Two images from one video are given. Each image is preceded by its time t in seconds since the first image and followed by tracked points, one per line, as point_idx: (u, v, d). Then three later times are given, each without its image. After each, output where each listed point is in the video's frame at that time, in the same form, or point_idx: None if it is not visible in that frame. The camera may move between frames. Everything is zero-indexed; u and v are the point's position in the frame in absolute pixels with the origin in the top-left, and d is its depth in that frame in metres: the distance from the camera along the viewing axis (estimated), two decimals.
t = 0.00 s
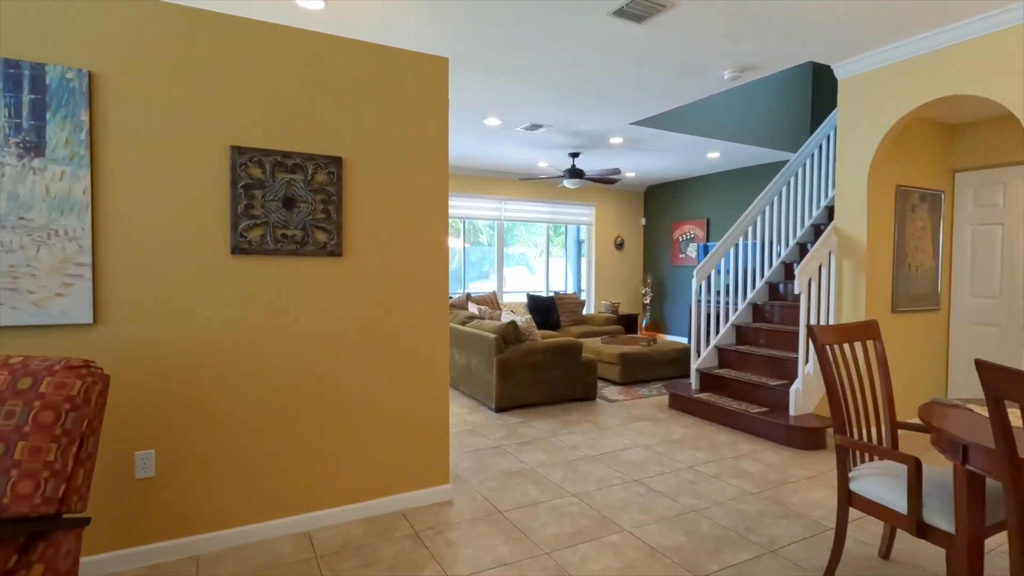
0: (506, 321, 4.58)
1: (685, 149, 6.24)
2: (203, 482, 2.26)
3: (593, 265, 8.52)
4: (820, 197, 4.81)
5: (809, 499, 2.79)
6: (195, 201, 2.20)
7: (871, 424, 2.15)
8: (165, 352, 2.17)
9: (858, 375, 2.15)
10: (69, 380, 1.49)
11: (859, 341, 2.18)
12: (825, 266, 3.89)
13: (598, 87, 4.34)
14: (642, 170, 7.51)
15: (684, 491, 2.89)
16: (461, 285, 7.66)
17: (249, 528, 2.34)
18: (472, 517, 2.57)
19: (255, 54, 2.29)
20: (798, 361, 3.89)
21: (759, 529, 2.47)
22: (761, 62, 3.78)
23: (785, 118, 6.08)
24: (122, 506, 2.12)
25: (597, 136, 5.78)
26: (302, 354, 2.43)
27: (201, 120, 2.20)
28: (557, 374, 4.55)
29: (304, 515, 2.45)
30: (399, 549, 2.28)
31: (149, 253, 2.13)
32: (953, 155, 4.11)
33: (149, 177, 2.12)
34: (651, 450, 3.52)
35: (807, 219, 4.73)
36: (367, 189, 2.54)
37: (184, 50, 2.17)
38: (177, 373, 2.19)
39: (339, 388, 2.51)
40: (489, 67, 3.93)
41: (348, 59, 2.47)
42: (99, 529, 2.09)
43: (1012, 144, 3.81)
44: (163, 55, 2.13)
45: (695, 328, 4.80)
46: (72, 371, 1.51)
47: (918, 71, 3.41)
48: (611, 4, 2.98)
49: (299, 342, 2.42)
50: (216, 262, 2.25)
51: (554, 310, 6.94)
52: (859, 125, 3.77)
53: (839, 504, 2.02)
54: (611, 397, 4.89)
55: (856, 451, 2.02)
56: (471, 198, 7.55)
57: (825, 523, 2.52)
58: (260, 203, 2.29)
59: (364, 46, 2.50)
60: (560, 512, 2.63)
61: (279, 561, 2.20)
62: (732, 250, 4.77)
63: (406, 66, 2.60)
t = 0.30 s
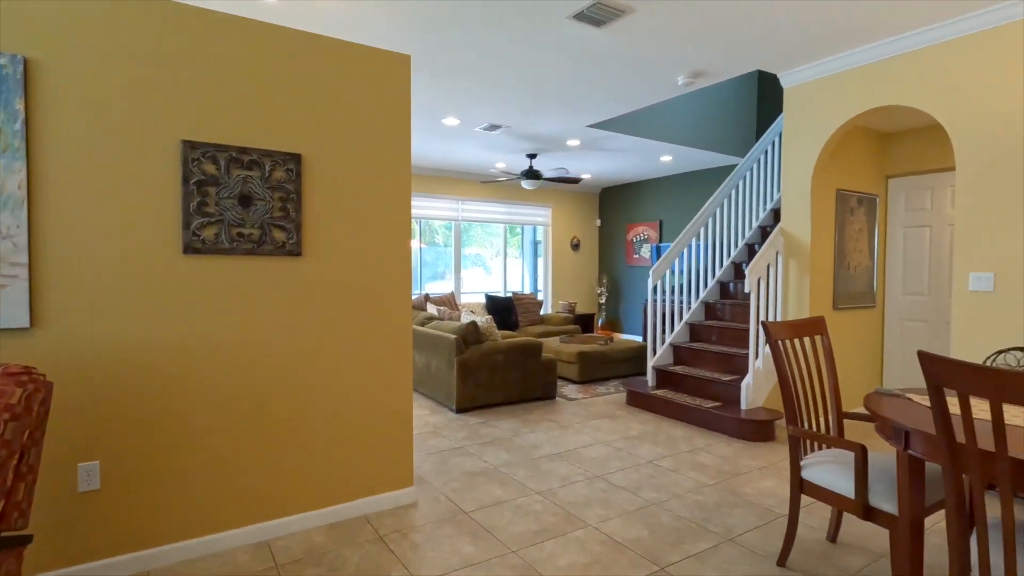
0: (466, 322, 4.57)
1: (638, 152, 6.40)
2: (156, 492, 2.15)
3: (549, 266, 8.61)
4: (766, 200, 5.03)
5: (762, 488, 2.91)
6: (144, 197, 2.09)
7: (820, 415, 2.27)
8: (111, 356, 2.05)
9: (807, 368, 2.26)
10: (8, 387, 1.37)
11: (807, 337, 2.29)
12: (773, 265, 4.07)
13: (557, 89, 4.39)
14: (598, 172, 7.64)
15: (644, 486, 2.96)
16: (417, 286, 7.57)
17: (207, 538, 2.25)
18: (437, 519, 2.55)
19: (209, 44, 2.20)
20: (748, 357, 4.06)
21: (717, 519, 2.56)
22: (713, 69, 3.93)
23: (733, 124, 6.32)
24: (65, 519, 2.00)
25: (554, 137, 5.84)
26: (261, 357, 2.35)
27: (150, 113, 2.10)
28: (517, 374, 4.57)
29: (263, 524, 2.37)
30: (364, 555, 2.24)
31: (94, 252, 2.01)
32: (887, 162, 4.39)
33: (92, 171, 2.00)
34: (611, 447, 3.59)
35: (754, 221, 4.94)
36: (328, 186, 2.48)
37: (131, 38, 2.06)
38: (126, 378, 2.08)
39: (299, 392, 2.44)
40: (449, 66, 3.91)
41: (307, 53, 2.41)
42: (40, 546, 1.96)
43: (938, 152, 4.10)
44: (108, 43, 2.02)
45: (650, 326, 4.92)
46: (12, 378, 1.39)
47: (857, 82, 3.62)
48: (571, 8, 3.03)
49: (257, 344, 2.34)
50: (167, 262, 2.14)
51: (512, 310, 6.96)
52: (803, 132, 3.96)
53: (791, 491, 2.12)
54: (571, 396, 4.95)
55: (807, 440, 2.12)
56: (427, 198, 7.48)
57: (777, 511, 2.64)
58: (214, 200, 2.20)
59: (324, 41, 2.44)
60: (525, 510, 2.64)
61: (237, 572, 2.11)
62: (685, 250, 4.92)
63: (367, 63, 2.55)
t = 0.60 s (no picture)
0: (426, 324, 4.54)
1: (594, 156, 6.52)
2: (104, 507, 2.04)
3: (506, 267, 8.65)
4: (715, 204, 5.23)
5: (716, 482, 3.03)
6: (88, 197, 1.99)
7: (770, 410, 2.39)
8: (54, 365, 1.94)
9: (759, 366, 2.38)
10: None
11: (759, 336, 2.41)
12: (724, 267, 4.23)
13: (516, 93, 4.42)
14: (554, 175, 7.74)
15: (605, 483, 3.03)
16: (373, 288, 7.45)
17: (160, 555, 2.15)
18: (402, 524, 2.53)
19: (159, 38, 2.10)
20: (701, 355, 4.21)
21: (675, 513, 2.65)
22: (666, 78, 4.06)
23: (683, 130, 6.54)
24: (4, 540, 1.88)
25: (512, 140, 5.88)
26: (216, 364, 2.26)
27: (95, 109, 1.99)
28: (477, 376, 4.57)
29: (221, 537, 2.29)
30: (327, 564, 2.20)
31: (33, 255, 1.90)
32: (826, 169, 4.65)
33: (31, 170, 1.89)
34: (572, 446, 3.65)
35: (705, 224, 5.13)
36: (287, 188, 2.42)
37: (74, 30, 1.95)
38: (71, 386, 1.97)
39: (258, 398, 2.37)
40: (408, 67, 3.88)
41: (265, 51, 2.34)
42: None
43: (872, 161, 4.38)
44: (48, 34, 1.90)
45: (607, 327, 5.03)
46: None
47: (800, 94, 3.83)
48: (532, 13, 3.06)
49: (212, 351, 2.25)
50: (114, 266, 2.04)
51: (470, 312, 6.95)
52: (751, 140, 4.15)
53: (745, 484, 2.22)
54: (530, 396, 5.00)
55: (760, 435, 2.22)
56: (383, 198, 7.37)
57: (731, 503, 2.76)
58: (165, 201, 2.11)
59: (282, 39, 2.38)
60: (489, 512, 2.66)
61: None
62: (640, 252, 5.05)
63: (326, 61, 2.50)
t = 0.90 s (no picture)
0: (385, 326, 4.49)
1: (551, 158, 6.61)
2: (47, 521, 1.94)
3: (463, 267, 8.64)
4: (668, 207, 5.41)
5: (672, 476, 3.14)
6: (26, 196, 1.87)
7: (723, 405, 2.50)
8: None
9: (712, 363, 2.49)
10: None
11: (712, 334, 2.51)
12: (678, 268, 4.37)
13: (476, 94, 4.44)
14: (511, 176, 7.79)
15: (566, 481, 3.09)
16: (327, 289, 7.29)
17: (109, 569, 2.06)
18: (364, 529, 2.50)
19: (104, 29, 2.00)
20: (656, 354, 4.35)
21: (634, 507, 2.73)
22: (623, 83, 4.17)
23: (637, 134, 6.71)
24: None
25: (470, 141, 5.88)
26: (168, 369, 2.18)
27: (34, 102, 1.88)
28: (437, 377, 4.56)
29: (175, 549, 2.20)
30: (287, 573, 2.15)
31: None
32: (771, 175, 4.88)
33: None
34: (532, 445, 3.70)
35: (659, 226, 5.29)
36: (242, 187, 2.35)
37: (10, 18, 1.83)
38: (9, 395, 1.86)
39: (213, 405, 2.29)
40: (366, 66, 3.82)
41: (219, 45, 2.26)
42: None
43: (812, 168, 4.63)
44: None
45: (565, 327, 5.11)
46: None
47: (748, 102, 4.01)
48: (492, 16, 3.09)
49: (163, 356, 2.16)
50: (56, 268, 1.94)
51: (428, 313, 6.89)
52: (702, 146, 4.31)
53: (700, 476, 2.32)
54: (490, 397, 5.02)
55: (713, 429, 2.33)
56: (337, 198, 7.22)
57: (687, 496, 2.87)
58: (112, 200, 2.01)
59: (237, 34, 2.31)
60: (452, 513, 2.66)
61: None
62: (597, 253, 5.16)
63: (284, 59, 2.45)
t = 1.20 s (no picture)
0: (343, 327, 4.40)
1: (511, 158, 6.64)
2: None
3: (421, 267, 8.56)
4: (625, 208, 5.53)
5: (632, 472, 3.22)
6: None
7: (681, 402, 2.58)
8: None
9: (671, 362, 2.57)
10: None
11: (671, 334, 2.59)
12: (636, 269, 4.47)
13: (436, 94, 4.41)
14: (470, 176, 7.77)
15: (529, 479, 3.11)
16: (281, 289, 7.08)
17: None
18: (325, 536, 2.45)
19: (43, 16, 1.88)
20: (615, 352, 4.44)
21: (597, 504, 2.79)
22: (582, 87, 4.24)
23: (595, 137, 6.83)
24: None
25: (429, 140, 5.84)
26: (115, 376, 2.07)
27: None
28: (398, 379, 4.51)
29: (125, 563, 2.10)
30: None
31: None
32: (723, 178, 5.06)
33: None
34: (495, 445, 3.71)
35: (617, 227, 5.40)
36: (196, 186, 2.26)
37: None
38: None
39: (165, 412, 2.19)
40: (324, 62, 3.74)
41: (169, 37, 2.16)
42: None
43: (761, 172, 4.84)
44: None
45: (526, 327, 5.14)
46: None
47: (703, 108, 4.15)
48: (454, 17, 3.08)
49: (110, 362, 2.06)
50: None
51: (387, 314, 6.80)
52: (659, 149, 4.43)
53: (661, 471, 2.39)
54: (451, 398, 5.00)
55: (673, 425, 2.40)
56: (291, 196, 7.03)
57: (647, 491, 2.94)
58: (52, 199, 1.90)
59: (189, 25, 2.22)
60: (417, 516, 2.64)
61: None
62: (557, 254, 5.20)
63: (239, 53, 2.36)
